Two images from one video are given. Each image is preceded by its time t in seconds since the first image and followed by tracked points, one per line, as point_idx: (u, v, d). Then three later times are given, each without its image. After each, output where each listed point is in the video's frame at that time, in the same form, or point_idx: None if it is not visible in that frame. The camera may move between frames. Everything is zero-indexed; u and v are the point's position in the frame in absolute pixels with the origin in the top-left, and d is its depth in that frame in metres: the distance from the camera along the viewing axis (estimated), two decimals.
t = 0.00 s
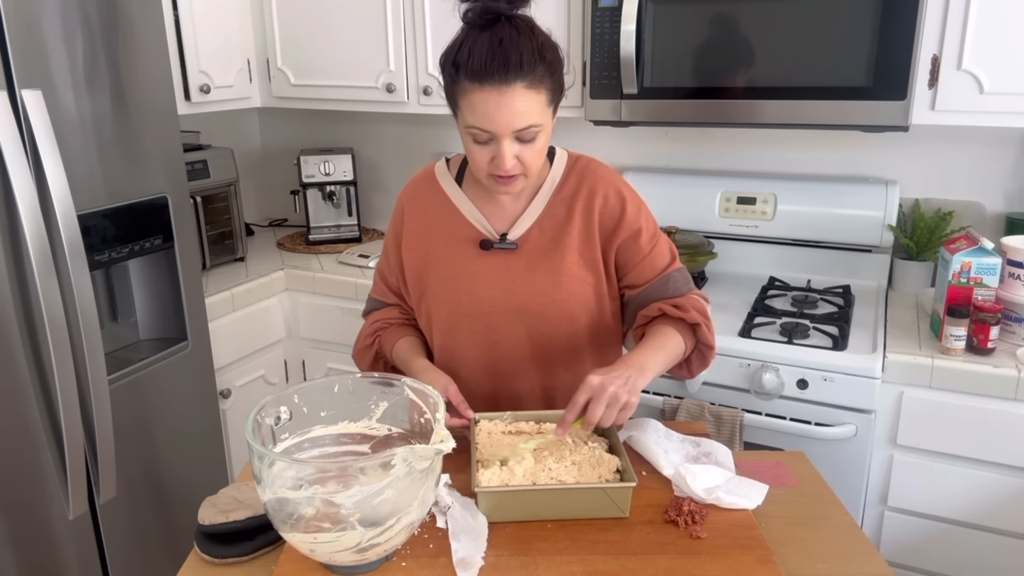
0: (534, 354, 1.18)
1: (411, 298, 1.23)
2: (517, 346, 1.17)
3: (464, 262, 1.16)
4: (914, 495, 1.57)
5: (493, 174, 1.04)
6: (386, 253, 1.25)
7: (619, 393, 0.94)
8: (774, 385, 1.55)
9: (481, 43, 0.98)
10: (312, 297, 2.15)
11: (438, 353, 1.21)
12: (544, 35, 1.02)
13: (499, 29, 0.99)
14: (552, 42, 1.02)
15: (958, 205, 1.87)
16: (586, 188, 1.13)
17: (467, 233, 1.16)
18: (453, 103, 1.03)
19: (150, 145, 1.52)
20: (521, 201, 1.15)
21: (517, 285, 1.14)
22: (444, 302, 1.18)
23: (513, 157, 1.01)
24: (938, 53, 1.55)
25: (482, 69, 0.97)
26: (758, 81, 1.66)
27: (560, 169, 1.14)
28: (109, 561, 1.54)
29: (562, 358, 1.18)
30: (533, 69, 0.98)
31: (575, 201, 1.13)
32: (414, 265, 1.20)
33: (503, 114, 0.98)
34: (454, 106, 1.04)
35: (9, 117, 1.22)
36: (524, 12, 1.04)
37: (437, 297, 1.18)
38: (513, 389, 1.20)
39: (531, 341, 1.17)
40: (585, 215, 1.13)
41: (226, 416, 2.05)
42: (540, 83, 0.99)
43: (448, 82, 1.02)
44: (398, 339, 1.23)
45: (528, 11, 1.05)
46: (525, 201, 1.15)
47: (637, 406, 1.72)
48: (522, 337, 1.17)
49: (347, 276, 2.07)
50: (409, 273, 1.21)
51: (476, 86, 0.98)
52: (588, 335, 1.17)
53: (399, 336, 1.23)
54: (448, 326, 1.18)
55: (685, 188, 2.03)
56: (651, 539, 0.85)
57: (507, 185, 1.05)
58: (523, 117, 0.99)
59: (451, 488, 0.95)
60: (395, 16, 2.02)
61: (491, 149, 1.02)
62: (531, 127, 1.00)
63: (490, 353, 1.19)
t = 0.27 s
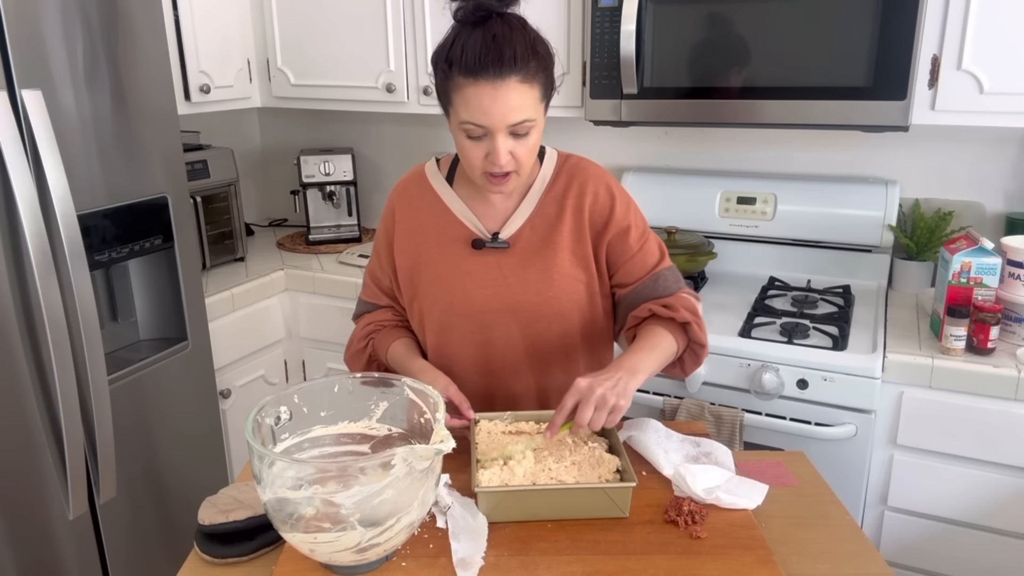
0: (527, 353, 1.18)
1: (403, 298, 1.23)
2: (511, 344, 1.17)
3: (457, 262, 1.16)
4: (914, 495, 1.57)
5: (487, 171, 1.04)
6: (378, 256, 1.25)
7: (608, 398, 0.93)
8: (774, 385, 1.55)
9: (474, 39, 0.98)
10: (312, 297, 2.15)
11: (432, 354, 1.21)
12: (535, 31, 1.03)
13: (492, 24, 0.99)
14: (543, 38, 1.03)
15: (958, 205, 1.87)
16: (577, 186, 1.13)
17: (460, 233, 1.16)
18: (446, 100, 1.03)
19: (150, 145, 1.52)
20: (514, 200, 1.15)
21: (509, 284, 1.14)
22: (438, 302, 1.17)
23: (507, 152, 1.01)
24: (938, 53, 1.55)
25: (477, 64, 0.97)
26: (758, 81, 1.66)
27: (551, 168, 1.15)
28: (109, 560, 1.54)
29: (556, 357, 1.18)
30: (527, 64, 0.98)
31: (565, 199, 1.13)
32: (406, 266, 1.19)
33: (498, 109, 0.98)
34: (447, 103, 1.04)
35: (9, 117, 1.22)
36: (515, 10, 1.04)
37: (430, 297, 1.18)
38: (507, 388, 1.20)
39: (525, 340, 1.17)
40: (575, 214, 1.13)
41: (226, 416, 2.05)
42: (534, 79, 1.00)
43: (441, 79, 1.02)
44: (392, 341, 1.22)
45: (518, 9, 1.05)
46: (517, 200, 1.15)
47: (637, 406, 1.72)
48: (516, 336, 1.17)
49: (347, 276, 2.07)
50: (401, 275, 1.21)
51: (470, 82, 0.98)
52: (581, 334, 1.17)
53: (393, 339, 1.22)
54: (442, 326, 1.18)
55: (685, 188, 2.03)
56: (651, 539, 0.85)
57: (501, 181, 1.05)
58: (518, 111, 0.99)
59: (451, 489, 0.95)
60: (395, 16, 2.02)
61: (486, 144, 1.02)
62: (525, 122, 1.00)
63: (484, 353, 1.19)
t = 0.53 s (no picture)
0: (523, 350, 1.18)
1: (397, 298, 1.22)
2: (506, 343, 1.17)
3: (452, 261, 1.15)
4: (914, 495, 1.57)
5: (484, 168, 1.04)
6: (369, 257, 1.24)
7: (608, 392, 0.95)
8: (774, 385, 1.54)
9: (471, 36, 0.98)
10: (312, 297, 2.15)
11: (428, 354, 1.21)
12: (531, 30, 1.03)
13: (488, 21, 0.99)
14: (539, 37, 1.03)
15: (958, 205, 1.87)
16: (570, 184, 1.14)
17: (454, 232, 1.16)
18: (442, 98, 1.03)
19: (150, 145, 1.52)
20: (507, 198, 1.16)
21: (505, 282, 1.14)
22: (433, 301, 1.17)
23: (505, 149, 1.01)
24: (938, 53, 1.55)
25: (475, 61, 0.97)
26: (758, 81, 1.66)
27: (543, 167, 1.15)
28: (109, 560, 1.54)
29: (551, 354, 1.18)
30: (524, 61, 0.99)
31: (559, 197, 1.14)
32: (400, 266, 1.19)
33: (496, 105, 0.98)
34: (444, 101, 1.03)
35: (9, 117, 1.22)
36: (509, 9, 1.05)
37: (424, 297, 1.18)
38: (503, 386, 1.20)
39: (520, 338, 1.17)
40: (569, 212, 1.13)
41: (226, 416, 2.05)
42: (531, 76, 1.00)
43: (439, 76, 1.02)
44: (388, 342, 1.21)
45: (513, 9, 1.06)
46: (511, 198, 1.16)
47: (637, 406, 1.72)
48: (511, 335, 1.17)
49: (347, 276, 2.07)
50: (394, 275, 1.20)
51: (468, 78, 0.98)
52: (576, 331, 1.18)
53: (388, 340, 1.21)
54: (437, 325, 1.18)
55: (685, 188, 2.03)
56: (651, 539, 0.85)
57: (498, 179, 1.05)
58: (516, 108, 0.99)
59: (451, 489, 0.95)
60: (395, 16, 2.02)
61: (484, 141, 1.02)
62: (523, 118, 1.00)
63: (480, 351, 1.19)
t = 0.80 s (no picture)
0: (518, 348, 1.18)
1: (390, 299, 1.22)
2: (501, 342, 1.17)
3: (446, 260, 1.15)
4: (914, 495, 1.57)
5: (482, 165, 1.04)
6: (361, 257, 1.23)
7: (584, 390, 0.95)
8: (774, 385, 1.54)
9: (470, 33, 0.98)
10: (312, 297, 2.15)
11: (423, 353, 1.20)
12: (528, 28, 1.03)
13: (487, 18, 0.99)
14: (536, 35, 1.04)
15: (958, 205, 1.87)
16: (563, 183, 1.14)
17: (448, 231, 1.15)
18: (440, 94, 1.03)
19: (150, 145, 1.52)
20: (500, 197, 1.15)
21: (499, 281, 1.14)
22: (427, 300, 1.17)
23: (504, 145, 1.01)
24: (938, 53, 1.55)
25: (475, 57, 0.97)
26: (758, 81, 1.66)
27: (536, 166, 1.15)
28: (109, 560, 1.54)
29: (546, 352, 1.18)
30: (524, 58, 0.99)
31: (552, 197, 1.13)
32: (393, 266, 1.18)
33: (496, 101, 0.98)
34: (442, 97, 1.03)
35: (9, 117, 1.22)
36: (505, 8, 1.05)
37: (418, 297, 1.17)
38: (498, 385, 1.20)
39: (515, 337, 1.17)
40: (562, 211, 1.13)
41: (226, 416, 2.05)
42: (530, 73, 1.00)
43: (437, 72, 1.02)
44: (382, 344, 1.20)
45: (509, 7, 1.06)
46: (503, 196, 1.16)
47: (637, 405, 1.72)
48: (506, 333, 1.17)
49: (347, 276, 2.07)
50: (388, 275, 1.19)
51: (467, 74, 0.98)
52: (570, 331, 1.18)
53: (382, 342, 1.21)
54: (432, 324, 1.18)
55: (685, 189, 2.03)
56: (651, 539, 0.85)
57: (495, 175, 1.05)
58: (516, 104, 0.99)
59: (451, 489, 0.95)
60: (395, 16, 2.02)
61: (482, 138, 1.02)
62: (522, 115, 1.01)
63: (474, 350, 1.19)
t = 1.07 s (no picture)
0: (513, 346, 1.18)
1: (382, 300, 1.21)
2: (496, 340, 1.18)
3: (438, 259, 1.15)
4: (914, 495, 1.57)
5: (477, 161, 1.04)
6: (350, 260, 1.21)
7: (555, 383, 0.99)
8: (774, 385, 1.54)
9: (468, 28, 0.99)
10: (312, 297, 2.15)
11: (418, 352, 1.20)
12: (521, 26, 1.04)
13: (483, 15, 1.00)
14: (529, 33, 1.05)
15: (958, 205, 1.87)
16: (552, 181, 1.16)
17: (440, 230, 1.15)
18: (436, 90, 1.03)
19: (149, 145, 1.51)
20: (490, 196, 1.16)
21: (494, 278, 1.15)
22: (421, 300, 1.16)
23: (500, 140, 1.02)
24: (938, 53, 1.55)
25: (474, 51, 0.98)
26: (758, 81, 1.66)
27: (525, 166, 1.17)
28: (109, 561, 1.54)
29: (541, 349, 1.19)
30: (521, 54, 1.00)
31: (543, 194, 1.16)
32: (384, 267, 1.18)
33: (495, 95, 0.99)
34: (437, 93, 1.03)
35: (9, 117, 1.22)
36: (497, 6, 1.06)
37: (412, 297, 1.17)
38: (494, 382, 1.20)
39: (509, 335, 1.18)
40: (552, 209, 1.16)
41: (226, 416, 2.05)
42: (526, 69, 1.01)
43: (432, 67, 1.02)
44: (377, 347, 1.19)
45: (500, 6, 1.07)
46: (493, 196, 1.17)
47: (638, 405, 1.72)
48: (500, 331, 1.17)
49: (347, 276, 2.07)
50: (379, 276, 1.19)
51: (465, 69, 0.99)
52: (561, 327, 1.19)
53: (376, 345, 1.19)
54: (426, 323, 1.18)
55: (685, 189, 2.03)
56: (651, 539, 0.85)
57: (490, 171, 1.06)
58: (513, 99, 1.00)
59: (451, 489, 0.95)
60: (395, 16, 2.02)
61: (478, 133, 1.02)
62: (518, 110, 1.01)
63: (470, 348, 1.19)
